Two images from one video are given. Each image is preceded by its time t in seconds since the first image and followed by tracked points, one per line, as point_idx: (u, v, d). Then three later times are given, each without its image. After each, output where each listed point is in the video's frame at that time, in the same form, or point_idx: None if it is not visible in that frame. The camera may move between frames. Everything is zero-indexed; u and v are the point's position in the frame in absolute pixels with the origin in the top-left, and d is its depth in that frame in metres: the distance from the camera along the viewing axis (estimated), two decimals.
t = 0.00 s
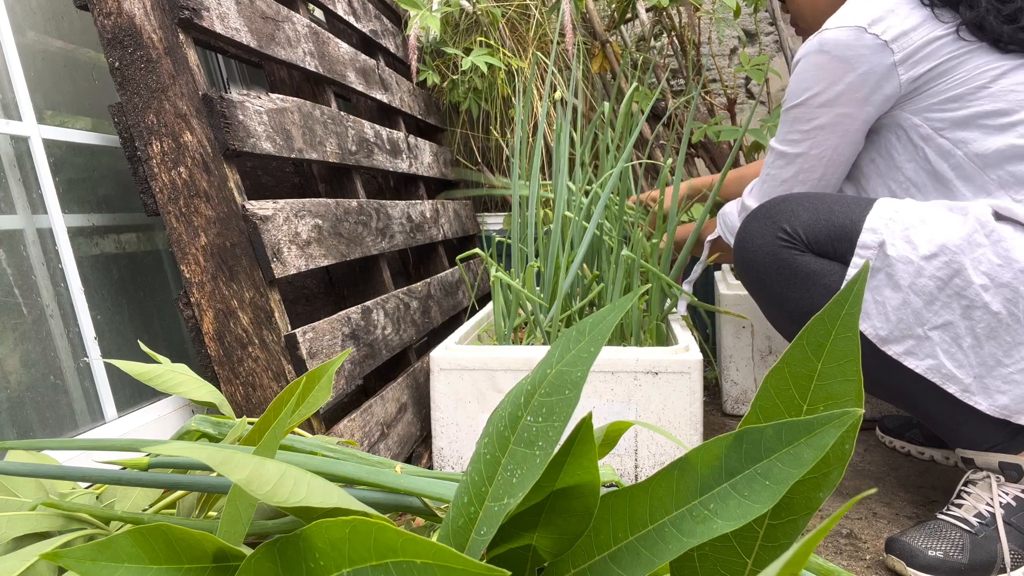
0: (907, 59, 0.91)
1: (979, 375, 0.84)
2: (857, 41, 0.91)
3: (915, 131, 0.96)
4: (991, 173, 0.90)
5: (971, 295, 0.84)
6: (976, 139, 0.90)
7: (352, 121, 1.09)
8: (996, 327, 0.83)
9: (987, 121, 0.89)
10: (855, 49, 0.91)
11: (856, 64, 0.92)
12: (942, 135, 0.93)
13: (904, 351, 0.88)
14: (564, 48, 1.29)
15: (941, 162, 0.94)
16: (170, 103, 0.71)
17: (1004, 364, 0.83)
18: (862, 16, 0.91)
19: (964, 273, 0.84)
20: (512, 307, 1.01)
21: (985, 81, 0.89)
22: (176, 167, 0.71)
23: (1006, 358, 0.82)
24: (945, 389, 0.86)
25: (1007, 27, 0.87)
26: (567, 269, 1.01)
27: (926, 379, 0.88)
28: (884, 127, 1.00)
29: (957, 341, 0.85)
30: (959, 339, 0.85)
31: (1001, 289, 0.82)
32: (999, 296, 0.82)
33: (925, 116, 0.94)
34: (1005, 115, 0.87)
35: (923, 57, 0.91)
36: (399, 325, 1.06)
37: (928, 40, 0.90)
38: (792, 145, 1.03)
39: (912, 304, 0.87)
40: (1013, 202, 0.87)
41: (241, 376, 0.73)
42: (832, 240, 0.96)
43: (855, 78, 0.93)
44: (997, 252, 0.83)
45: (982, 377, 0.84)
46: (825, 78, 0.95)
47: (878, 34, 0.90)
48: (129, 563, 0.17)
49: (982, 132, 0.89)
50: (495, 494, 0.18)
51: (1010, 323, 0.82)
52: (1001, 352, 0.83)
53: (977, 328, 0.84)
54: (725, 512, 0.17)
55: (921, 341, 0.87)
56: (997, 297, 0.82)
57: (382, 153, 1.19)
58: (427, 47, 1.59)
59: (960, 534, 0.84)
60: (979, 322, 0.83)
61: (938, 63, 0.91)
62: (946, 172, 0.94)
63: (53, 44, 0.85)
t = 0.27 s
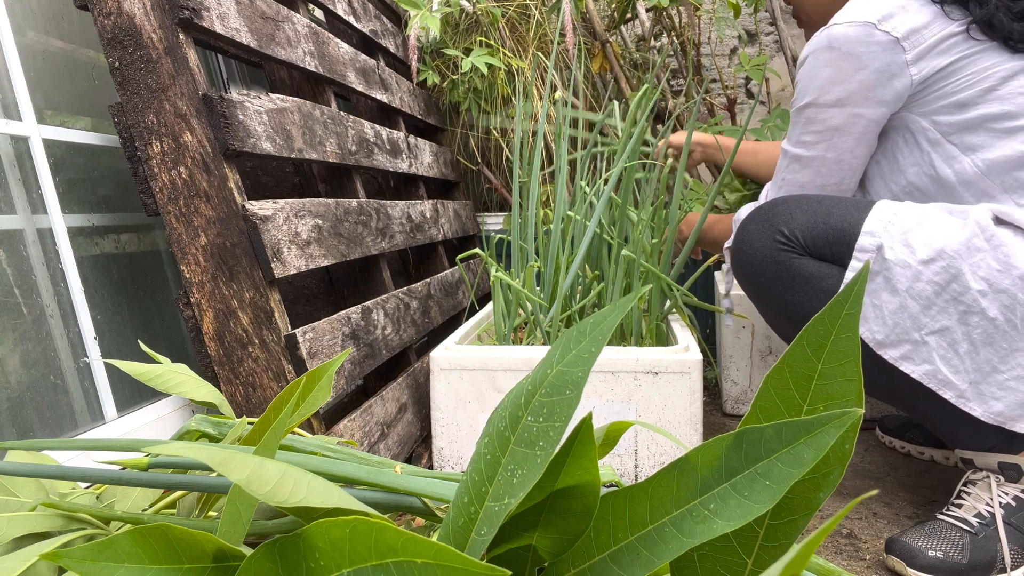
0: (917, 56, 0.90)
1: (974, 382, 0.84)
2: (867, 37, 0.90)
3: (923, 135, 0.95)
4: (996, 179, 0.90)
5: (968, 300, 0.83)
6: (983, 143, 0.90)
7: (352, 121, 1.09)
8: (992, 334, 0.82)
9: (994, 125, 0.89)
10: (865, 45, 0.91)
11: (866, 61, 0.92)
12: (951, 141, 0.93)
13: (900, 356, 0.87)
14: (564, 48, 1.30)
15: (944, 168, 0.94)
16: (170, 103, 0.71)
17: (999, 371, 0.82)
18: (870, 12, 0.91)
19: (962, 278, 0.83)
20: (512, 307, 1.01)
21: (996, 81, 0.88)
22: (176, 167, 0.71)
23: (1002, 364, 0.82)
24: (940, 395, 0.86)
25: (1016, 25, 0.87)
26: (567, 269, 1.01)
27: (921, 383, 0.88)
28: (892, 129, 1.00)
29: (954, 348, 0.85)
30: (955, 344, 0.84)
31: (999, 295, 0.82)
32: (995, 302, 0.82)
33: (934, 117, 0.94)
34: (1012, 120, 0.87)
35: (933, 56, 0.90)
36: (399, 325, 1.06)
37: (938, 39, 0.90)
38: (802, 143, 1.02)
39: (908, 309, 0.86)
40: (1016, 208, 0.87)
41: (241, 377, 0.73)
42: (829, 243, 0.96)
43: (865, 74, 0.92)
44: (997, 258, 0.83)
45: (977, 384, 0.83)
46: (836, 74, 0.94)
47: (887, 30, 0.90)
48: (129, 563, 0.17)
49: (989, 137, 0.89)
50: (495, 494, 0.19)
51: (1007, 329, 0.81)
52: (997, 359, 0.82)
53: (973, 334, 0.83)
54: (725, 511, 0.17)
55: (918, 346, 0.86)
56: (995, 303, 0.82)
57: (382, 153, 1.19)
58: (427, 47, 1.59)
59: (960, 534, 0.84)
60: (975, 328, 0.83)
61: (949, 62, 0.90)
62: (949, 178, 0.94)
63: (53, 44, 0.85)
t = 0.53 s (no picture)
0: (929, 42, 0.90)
1: (974, 389, 0.84)
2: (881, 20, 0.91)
3: (930, 131, 0.95)
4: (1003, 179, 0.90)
5: (969, 305, 0.83)
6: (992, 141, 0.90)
7: (352, 121, 1.09)
8: (993, 339, 0.82)
9: (1003, 123, 0.89)
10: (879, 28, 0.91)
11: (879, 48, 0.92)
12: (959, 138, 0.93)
13: (899, 361, 0.87)
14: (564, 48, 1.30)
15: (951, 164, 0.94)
16: (170, 103, 0.71)
17: (1000, 377, 0.82)
18: None
19: (963, 283, 0.83)
20: (512, 307, 1.01)
21: (1007, 77, 0.88)
22: (176, 167, 0.71)
23: (1002, 370, 0.82)
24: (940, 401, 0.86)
25: None
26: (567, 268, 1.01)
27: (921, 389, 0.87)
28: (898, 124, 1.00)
29: (954, 354, 0.84)
30: (955, 350, 0.84)
31: (999, 301, 0.82)
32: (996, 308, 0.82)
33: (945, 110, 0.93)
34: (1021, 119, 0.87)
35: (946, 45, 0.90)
36: (399, 325, 1.06)
37: (952, 29, 0.90)
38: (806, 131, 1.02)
39: (908, 313, 0.86)
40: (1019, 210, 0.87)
41: (241, 377, 0.73)
42: (830, 246, 0.96)
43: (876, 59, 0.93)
44: (999, 262, 0.83)
45: (976, 390, 0.83)
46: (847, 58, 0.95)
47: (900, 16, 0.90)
48: (129, 563, 0.17)
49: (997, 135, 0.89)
50: (495, 494, 0.19)
51: (1008, 334, 0.81)
52: (998, 365, 0.82)
53: (974, 340, 0.83)
54: (726, 512, 0.17)
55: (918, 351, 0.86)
56: (995, 308, 0.82)
57: (382, 153, 1.19)
58: (427, 47, 1.60)
59: (959, 533, 0.84)
60: (975, 333, 0.83)
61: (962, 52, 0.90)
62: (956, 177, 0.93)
63: (53, 44, 0.85)
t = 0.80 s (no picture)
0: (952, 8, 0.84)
1: (983, 393, 0.83)
2: None
3: (942, 116, 0.89)
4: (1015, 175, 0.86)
5: (985, 311, 0.82)
6: (1008, 134, 0.85)
7: (352, 121, 1.09)
8: (1006, 346, 0.81)
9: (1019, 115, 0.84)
10: None
11: None
12: (974, 123, 0.87)
13: (907, 362, 0.87)
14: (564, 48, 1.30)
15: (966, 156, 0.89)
16: (170, 103, 0.71)
17: (1010, 384, 0.81)
18: None
19: (981, 288, 0.82)
20: (512, 307, 1.01)
21: None
22: (176, 167, 0.71)
23: (1013, 377, 0.81)
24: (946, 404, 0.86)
25: None
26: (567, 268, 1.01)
27: (928, 391, 0.88)
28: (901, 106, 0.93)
29: (965, 358, 0.84)
30: (967, 355, 0.84)
31: (1015, 309, 0.80)
32: (1012, 316, 0.81)
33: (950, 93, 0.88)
34: None
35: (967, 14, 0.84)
36: (399, 325, 1.06)
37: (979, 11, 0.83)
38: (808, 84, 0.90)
39: (921, 316, 0.85)
40: None
41: (241, 377, 0.73)
42: (847, 241, 0.94)
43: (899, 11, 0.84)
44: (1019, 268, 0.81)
45: (984, 395, 0.83)
46: None
47: None
48: (129, 563, 0.17)
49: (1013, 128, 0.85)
50: (495, 494, 0.18)
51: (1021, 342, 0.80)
52: (1009, 372, 0.81)
53: (987, 346, 0.82)
54: (725, 512, 0.17)
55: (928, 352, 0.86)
56: (1012, 316, 0.81)
57: (382, 153, 1.19)
58: (427, 47, 1.60)
59: (960, 532, 0.84)
60: (989, 340, 0.82)
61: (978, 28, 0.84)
62: (973, 164, 0.89)
63: (53, 44, 0.85)
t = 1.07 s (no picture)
0: None
1: (956, 414, 0.82)
2: None
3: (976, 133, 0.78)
4: None
5: (963, 330, 0.81)
6: None
7: (352, 121, 1.09)
8: (983, 367, 0.80)
9: None
10: None
11: None
12: (1004, 144, 0.78)
13: (885, 374, 0.88)
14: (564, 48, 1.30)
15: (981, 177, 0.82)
16: (170, 103, 0.71)
17: (984, 406, 0.80)
18: None
19: (961, 308, 0.81)
20: (512, 307, 1.01)
21: None
22: (176, 167, 0.71)
23: (987, 400, 0.80)
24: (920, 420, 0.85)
25: None
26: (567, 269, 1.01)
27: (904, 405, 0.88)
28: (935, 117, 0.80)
29: (942, 375, 0.83)
30: (942, 373, 0.83)
31: (995, 332, 0.79)
32: (990, 338, 0.80)
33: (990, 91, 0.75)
34: None
35: None
36: (398, 326, 1.06)
37: None
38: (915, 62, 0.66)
39: (899, 331, 0.86)
40: None
41: (241, 377, 0.73)
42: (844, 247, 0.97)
43: None
44: (1009, 292, 0.79)
45: (959, 415, 0.82)
46: None
47: None
48: (129, 563, 0.17)
49: None
50: (494, 494, 0.19)
51: (997, 365, 0.79)
52: (983, 395, 0.80)
53: (964, 366, 0.81)
54: (724, 512, 0.17)
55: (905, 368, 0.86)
56: (991, 339, 0.80)
57: (382, 153, 1.19)
58: (427, 47, 1.60)
59: (960, 531, 0.84)
60: (966, 359, 0.81)
61: None
62: (994, 180, 0.81)
63: (53, 44, 0.85)
